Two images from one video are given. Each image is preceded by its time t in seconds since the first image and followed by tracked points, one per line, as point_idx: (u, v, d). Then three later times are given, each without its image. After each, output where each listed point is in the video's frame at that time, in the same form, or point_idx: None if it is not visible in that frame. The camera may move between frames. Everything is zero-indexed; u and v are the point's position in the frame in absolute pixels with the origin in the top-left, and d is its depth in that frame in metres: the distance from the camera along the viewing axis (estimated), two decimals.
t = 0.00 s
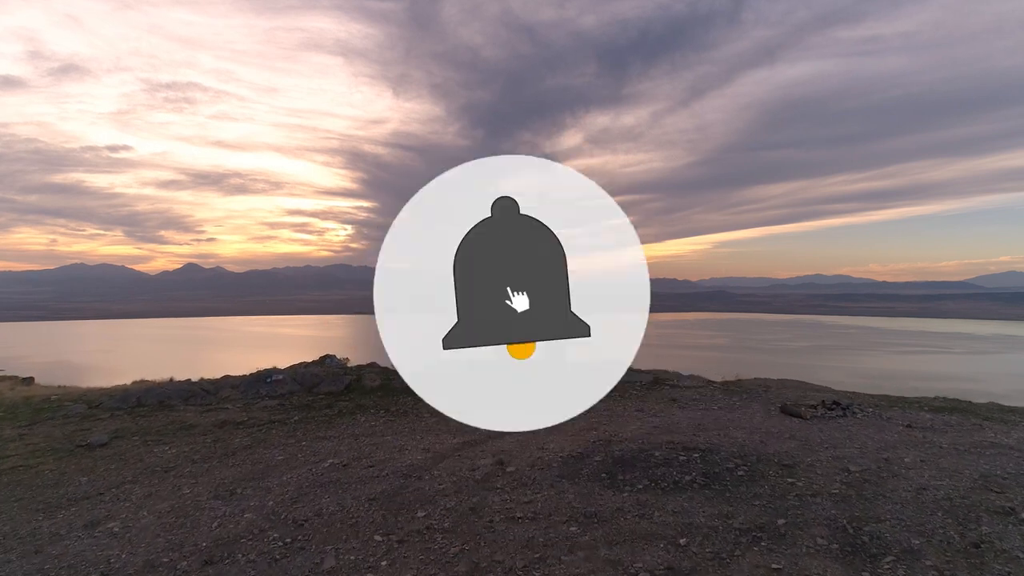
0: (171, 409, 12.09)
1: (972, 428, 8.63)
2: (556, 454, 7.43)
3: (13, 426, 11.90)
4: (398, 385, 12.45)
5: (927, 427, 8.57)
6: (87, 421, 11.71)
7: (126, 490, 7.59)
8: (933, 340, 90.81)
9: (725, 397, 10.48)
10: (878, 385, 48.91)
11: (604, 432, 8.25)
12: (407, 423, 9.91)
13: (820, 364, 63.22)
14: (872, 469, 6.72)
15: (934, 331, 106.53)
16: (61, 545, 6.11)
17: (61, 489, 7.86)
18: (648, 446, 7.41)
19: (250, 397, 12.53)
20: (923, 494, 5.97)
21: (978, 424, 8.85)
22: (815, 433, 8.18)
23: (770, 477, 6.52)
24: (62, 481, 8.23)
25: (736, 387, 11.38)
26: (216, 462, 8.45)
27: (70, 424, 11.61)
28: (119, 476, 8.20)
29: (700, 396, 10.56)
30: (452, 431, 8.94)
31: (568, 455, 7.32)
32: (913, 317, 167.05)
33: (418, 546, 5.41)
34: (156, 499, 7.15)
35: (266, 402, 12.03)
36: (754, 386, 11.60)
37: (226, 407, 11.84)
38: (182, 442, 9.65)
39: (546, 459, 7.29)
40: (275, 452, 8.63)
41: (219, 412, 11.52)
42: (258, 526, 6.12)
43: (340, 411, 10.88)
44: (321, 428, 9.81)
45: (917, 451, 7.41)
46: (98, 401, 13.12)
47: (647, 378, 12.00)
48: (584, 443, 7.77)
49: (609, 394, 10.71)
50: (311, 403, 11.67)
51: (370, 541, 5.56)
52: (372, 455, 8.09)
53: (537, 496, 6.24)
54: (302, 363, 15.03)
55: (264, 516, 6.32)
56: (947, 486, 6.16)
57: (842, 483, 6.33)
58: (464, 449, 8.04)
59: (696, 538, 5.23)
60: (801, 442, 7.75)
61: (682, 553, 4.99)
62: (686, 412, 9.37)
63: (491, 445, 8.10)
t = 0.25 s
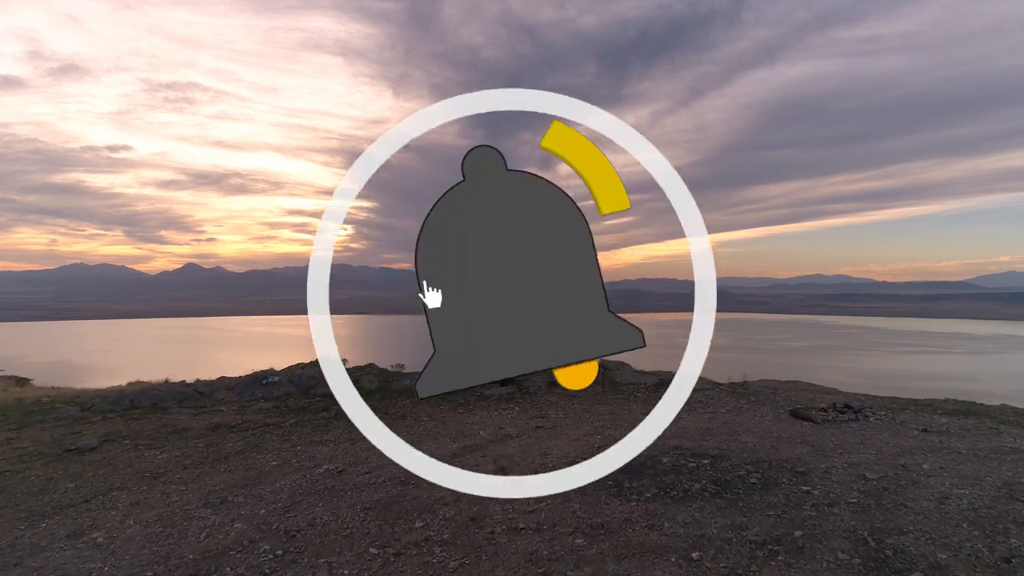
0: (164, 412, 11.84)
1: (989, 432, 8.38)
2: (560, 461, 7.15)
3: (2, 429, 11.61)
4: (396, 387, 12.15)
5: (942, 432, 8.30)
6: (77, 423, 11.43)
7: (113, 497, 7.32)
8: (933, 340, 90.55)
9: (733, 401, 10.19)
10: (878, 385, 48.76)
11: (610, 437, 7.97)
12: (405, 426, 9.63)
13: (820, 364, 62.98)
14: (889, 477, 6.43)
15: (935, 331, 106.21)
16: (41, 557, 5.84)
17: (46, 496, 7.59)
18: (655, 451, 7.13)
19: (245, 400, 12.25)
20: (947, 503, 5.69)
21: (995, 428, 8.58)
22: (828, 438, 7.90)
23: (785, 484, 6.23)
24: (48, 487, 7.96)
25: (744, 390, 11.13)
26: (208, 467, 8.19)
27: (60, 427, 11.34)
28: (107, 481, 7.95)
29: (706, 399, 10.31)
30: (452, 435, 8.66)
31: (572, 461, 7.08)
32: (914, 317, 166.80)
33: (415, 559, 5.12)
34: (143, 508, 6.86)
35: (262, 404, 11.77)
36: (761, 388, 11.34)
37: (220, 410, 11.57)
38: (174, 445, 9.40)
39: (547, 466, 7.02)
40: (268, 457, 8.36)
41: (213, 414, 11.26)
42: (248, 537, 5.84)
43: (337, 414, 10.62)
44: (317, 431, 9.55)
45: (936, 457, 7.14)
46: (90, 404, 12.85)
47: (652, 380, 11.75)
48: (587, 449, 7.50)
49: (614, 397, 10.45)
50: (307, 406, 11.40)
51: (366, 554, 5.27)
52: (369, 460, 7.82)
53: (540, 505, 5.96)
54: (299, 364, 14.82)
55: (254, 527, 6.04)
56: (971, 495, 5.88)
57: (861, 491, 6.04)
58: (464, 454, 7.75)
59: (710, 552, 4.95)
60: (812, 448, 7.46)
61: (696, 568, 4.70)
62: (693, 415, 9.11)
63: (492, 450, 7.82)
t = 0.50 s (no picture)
0: (157, 415, 11.88)
1: (1006, 438, 8.79)
2: (563, 472, 7.21)
3: None
4: (392, 389, 12.29)
5: (959, 438, 8.70)
6: (66, 426, 11.34)
7: (95, 506, 7.16)
8: (932, 340, 90.97)
9: (741, 406, 10.51)
10: (877, 385, 49.21)
11: (616, 445, 8.13)
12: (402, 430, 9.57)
13: (820, 364, 63.35)
14: (910, 487, 6.69)
15: (934, 331, 106.57)
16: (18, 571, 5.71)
17: (26, 504, 7.39)
18: (664, 462, 7.28)
19: (239, 404, 12.28)
20: (971, 517, 5.94)
21: (1014, 434, 9.02)
22: (842, 445, 8.22)
23: (801, 496, 6.42)
24: (29, 494, 7.80)
25: (751, 393, 11.47)
26: (196, 474, 8.05)
27: (48, 429, 11.22)
28: (90, 489, 7.79)
29: (714, 403, 10.62)
30: (451, 441, 8.65)
31: (578, 470, 7.21)
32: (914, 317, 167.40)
33: None
34: (127, 519, 6.72)
35: (256, 409, 11.76)
36: (771, 391, 11.69)
37: (214, 414, 11.56)
38: (164, 450, 9.26)
39: (552, 476, 7.12)
40: (260, 464, 8.26)
41: (206, 418, 11.26)
42: (236, 552, 5.74)
43: (332, 417, 10.58)
44: (311, 436, 9.47)
45: (955, 466, 7.47)
46: (81, 406, 12.82)
47: (657, 384, 12.06)
48: (594, 458, 7.62)
49: (617, 403, 10.62)
50: (303, 410, 11.40)
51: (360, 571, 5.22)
52: (364, 468, 7.74)
53: (544, 518, 6.02)
54: (295, 367, 15.08)
55: (243, 540, 5.95)
56: (996, 509, 6.15)
57: (881, 503, 6.25)
58: (463, 462, 7.78)
59: (728, 567, 5.11)
60: (830, 456, 7.74)
61: None
62: (701, 422, 9.38)
63: (491, 459, 7.84)
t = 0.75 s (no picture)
0: (150, 419, 11.64)
1: None
2: (568, 480, 6.95)
3: None
4: (391, 391, 12.06)
5: (978, 442, 8.52)
6: (56, 430, 11.11)
7: (82, 515, 6.94)
8: (933, 340, 90.90)
9: (751, 408, 10.28)
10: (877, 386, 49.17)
11: (624, 450, 7.91)
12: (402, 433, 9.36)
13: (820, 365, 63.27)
14: (933, 496, 6.48)
15: (934, 331, 106.50)
16: None
17: (9, 513, 7.13)
18: (674, 470, 7.05)
19: (234, 407, 12.09)
20: (1003, 528, 5.72)
21: None
22: (858, 450, 8.02)
23: (819, 505, 6.20)
24: (15, 501, 7.57)
25: (760, 395, 11.27)
26: (187, 481, 7.83)
27: (38, 432, 10.99)
28: (77, 496, 7.56)
29: (723, 406, 10.40)
30: (452, 445, 8.39)
31: (584, 477, 7.00)
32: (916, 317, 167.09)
33: None
34: (113, 529, 6.48)
35: (251, 412, 11.53)
36: (780, 394, 11.49)
37: (209, 417, 11.36)
38: (156, 455, 9.04)
39: (558, 483, 6.91)
40: (254, 469, 8.03)
41: (200, 422, 11.02)
42: (225, 565, 5.53)
43: (330, 420, 10.38)
44: (308, 439, 9.22)
45: (978, 472, 7.28)
46: (73, 409, 12.59)
47: (663, 386, 11.83)
48: (600, 465, 7.40)
49: (620, 406, 10.26)
50: (301, 412, 11.18)
51: None
52: (362, 474, 7.51)
53: (549, 530, 5.79)
54: (293, 368, 14.90)
55: (234, 553, 5.73)
56: None
57: (904, 513, 6.04)
58: (466, 467, 7.57)
59: None
60: (847, 463, 7.51)
61: None
62: (710, 425, 9.13)
63: (494, 464, 7.63)
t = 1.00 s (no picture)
0: (142, 421, 11.42)
1: None
2: (576, 489, 6.68)
3: None
4: (389, 393, 11.80)
5: (1003, 448, 8.26)
6: (45, 433, 10.88)
7: (64, 525, 6.67)
8: (933, 340, 90.68)
9: (764, 412, 10.00)
10: (877, 386, 49.01)
11: (632, 456, 7.64)
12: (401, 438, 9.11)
13: (820, 365, 63.04)
14: (962, 508, 6.21)
15: (934, 331, 106.21)
16: None
17: None
18: (684, 478, 6.78)
19: (229, 409, 11.87)
20: None
21: None
22: (878, 457, 7.77)
23: (843, 518, 5.91)
24: None
25: (770, 398, 11.03)
26: (176, 489, 7.57)
27: (27, 436, 10.78)
28: (60, 505, 7.30)
29: (733, 410, 10.12)
30: (452, 451, 8.14)
31: (591, 486, 6.72)
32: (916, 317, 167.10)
33: None
34: (95, 541, 6.22)
35: (246, 415, 11.30)
36: (792, 396, 11.25)
37: (202, 420, 11.12)
38: (145, 461, 8.79)
39: (566, 493, 6.63)
40: (246, 476, 7.79)
41: (192, 425, 10.77)
42: None
43: (327, 423, 10.14)
44: (303, 444, 8.97)
45: (1005, 481, 7.01)
46: (63, 412, 12.37)
47: (671, 389, 11.50)
48: (608, 472, 7.13)
49: (627, 409, 9.94)
50: (296, 416, 10.95)
51: None
52: (359, 481, 7.26)
53: (556, 545, 5.52)
54: (290, 369, 14.65)
55: (220, 569, 5.46)
56: None
57: (933, 526, 5.77)
58: (468, 474, 7.32)
59: None
60: (869, 471, 7.24)
61: None
62: (720, 430, 8.85)
63: (497, 471, 7.36)
